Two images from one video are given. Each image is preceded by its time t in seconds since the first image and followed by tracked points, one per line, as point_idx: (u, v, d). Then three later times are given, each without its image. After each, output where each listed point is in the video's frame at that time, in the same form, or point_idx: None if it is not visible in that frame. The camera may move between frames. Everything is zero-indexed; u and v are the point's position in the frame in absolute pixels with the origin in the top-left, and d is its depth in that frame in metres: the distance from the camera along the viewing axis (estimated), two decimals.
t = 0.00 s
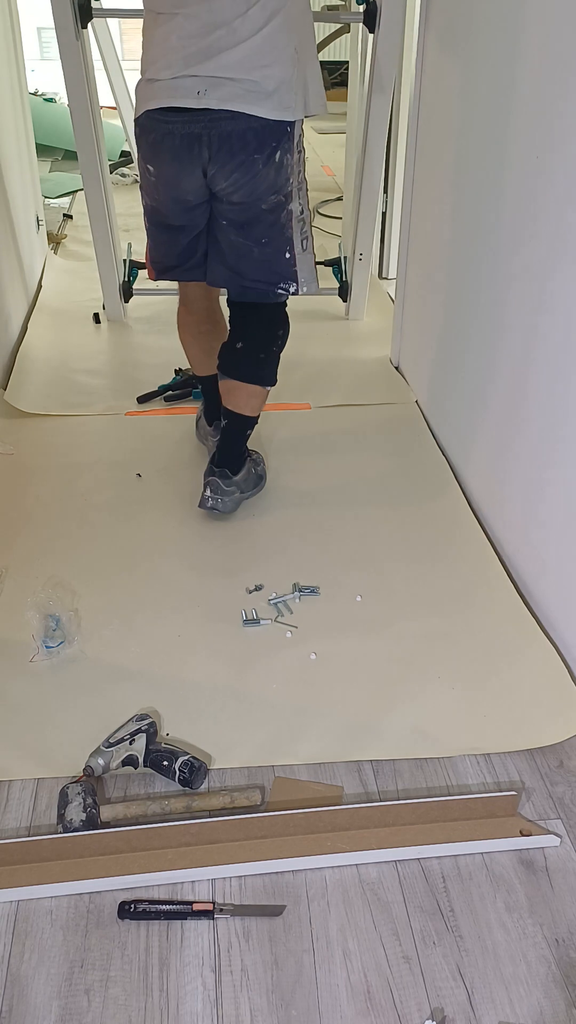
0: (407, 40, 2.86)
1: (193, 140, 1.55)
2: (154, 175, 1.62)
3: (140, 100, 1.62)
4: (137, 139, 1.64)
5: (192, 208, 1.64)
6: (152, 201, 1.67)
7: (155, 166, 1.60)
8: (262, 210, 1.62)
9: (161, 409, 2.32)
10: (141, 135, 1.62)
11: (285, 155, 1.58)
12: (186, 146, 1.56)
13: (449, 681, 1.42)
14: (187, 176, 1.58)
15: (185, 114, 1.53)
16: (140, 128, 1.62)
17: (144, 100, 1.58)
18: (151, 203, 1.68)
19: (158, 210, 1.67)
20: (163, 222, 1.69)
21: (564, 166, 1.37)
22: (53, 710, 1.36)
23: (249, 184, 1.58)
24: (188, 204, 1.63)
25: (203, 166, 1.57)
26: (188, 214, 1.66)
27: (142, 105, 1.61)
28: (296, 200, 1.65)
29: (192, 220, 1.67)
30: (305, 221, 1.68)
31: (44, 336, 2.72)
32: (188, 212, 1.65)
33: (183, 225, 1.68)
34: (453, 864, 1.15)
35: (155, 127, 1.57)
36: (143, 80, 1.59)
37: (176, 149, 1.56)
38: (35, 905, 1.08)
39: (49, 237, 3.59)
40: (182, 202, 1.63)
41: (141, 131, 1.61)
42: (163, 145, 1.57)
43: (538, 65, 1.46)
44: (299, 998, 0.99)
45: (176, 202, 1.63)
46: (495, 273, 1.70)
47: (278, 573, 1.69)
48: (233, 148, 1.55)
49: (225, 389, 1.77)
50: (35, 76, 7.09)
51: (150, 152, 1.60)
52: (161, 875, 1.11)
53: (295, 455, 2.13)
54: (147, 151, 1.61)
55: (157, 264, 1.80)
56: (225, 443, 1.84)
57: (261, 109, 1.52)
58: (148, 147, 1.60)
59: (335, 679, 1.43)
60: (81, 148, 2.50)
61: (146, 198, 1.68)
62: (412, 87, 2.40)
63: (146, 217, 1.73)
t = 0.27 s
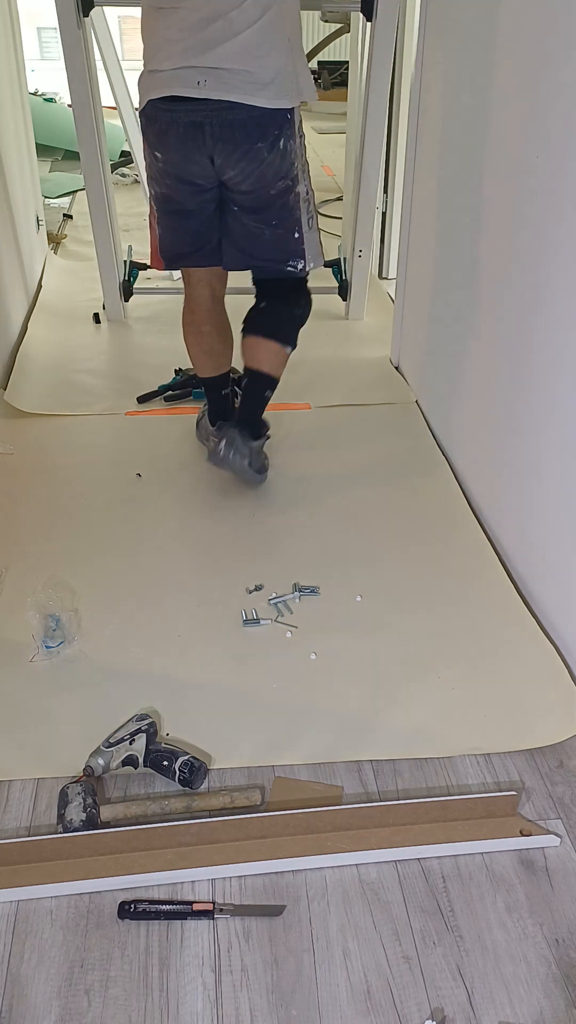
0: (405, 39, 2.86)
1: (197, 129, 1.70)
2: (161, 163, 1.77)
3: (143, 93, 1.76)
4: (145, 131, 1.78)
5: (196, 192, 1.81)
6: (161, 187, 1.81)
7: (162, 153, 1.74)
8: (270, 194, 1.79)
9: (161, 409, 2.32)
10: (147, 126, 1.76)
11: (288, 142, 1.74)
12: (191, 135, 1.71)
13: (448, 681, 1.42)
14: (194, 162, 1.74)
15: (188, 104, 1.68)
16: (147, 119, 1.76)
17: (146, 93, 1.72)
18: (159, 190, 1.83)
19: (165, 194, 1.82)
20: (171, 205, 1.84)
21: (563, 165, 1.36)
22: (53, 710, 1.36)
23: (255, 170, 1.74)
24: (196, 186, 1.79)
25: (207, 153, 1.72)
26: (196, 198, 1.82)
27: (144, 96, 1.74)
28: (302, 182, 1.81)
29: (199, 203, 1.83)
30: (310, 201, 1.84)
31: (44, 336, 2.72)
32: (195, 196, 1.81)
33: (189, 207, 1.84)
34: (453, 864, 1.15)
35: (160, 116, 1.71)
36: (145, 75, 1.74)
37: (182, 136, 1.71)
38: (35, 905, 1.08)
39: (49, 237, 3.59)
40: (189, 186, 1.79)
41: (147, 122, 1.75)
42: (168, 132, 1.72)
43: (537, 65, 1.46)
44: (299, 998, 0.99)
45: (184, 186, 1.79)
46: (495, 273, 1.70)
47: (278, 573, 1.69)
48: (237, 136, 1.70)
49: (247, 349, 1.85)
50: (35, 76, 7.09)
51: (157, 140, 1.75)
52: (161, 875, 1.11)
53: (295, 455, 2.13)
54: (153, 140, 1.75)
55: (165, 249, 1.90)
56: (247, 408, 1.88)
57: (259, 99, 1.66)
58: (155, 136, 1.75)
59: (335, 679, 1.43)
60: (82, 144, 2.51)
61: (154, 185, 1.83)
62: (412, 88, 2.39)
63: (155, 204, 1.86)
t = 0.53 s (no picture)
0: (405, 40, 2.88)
1: (210, 120, 1.75)
2: (175, 155, 1.80)
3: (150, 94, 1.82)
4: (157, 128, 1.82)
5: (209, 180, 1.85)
6: (173, 180, 1.84)
7: (177, 144, 1.78)
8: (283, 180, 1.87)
9: (160, 409, 2.32)
10: (159, 120, 1.80)
11: (297, 128, 1.82)
12: (205, 126, 1.76)
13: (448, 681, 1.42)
14: (207, 151, 1.79)
15: (200, 96, 1.73)
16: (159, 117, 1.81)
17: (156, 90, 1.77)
18: (171, 183, 1.85)
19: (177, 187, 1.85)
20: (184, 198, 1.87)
21: (564, 165, 1.36)
22: (52, 710, 1.36)
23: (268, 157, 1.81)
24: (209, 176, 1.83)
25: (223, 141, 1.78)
26: (210, 188, 1.86)
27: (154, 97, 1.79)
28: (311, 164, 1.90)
29: (213, 192, 1.87)
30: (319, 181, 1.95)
31: (43, 336, 2.72)
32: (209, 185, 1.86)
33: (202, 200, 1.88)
34: (453, 864, 1.15)
35: (172, 108, 1.76)
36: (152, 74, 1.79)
37: (195, 128, 1.76)
38: (35, 905, 1.08)
39: (49, 237, 3.59)
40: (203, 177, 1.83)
41: (158, 116, 1.80)
42: (182, 124, 1.77)
43: (537, 63, 1.45)
44: (299, 998, 0.99)
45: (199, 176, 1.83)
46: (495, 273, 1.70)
47: (278, 573, 1.69)
48: (249, 125, 1.76)
49: (299, 325, 2.09)
50: (35, 76, 7.08)
51: (170, 134, 1.79)
52: (161, 875, 1.11)
53: (294, 455, 2.13)
54: (166, 133, 1.79)
55: (176, 242, 1.93)
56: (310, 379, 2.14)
57: (268, 87, 1.73)
58: (167, 129, 1.79)
59: (335, 679, 1.43)
60: (84, 140, 2.52)
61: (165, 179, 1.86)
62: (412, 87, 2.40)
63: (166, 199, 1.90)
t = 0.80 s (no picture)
0: (406, 39, 2.87)
1: (251, 118, 1.78)
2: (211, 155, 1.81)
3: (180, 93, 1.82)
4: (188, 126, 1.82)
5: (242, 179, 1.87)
6: (205, 179, 1.85)
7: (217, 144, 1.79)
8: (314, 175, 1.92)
9: (160, 409, 2.32)
10: (193, 120, 1.80)
11: (326, 126, 1.87)
12: (245, 124, 1.79)
13: (449, 681, 1.42)
14: (246, 150, 1.81)
15: (240, 95, 1.75)
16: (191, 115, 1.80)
17: (189, 89, 1.78)
18: (202, 182, 1.85)
19: (208, 186, 1.86)
20: (213, 197, 1.88)
21: (563, 165, 1.37)
22: (53, 711, 1.36)
23: (303, 154, 1.86)
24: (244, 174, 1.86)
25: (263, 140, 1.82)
26: (242, 187, 1.88)
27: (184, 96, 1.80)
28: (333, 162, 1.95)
29: (244, 189, 1.89)
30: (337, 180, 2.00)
31: (44, 336, 2.72)
32: (242, 184, 1.88)
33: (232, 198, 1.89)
34: (453, 864, 1.15)
35: (214, 108, 1.77)
36: (183, 73, 1.79)
37: (235, 127, 1.78)
38: (35, 905, 1.08)
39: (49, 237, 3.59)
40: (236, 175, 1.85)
41: (194, 116, 1.79)
42: (220, 123, 1.78)
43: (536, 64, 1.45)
44: (299, 998, 0.99)
45: (233, 175, 1.85)
46: (495, 273, 1.70)
47: (278, 573, 1.69)
48: (287, 122, 1.80)
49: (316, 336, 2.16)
50: (35, 75, 7.08)
51: (206, 132, 1.80)
52: (161, 875, 1.11)
53: (294, 455, 2.13)
54: (203, 131, 1.80)
55: (200, 242, 1.92)
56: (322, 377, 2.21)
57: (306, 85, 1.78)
58: (203, 128, 1.80)
59: (335, 679, 1.43)
60: (85, 140, 2.52)
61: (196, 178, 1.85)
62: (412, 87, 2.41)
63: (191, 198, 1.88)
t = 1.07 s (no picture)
0: (406, 39, 2.87)
1: (265, 114, 1.80)
2: (222, 153, 1.82)
3: (191, 91, 1.82)
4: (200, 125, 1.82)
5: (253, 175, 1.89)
6: (218, 178, 1.86)
7: (229, 142, 1.81)
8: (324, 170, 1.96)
9: (160, 409, 2.32)
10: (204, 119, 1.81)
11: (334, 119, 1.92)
12: (259, 120, 1.80)
13: (448, 681, 1.42)
14: (260, 146, 1.83)
15: (254, 91, 1.77)
16: (204, 112, 1.81)
17: (201, 88, 1.79)
18: (214, 182, 1.87)
19: (220, 184, 1.87)
20: (225, 195, 1.89)
21: (564, 166, 1.36)
22: (52, 711, 1.36)
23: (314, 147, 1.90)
24: (256, 170, 1.88)
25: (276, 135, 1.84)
26: (254, 183, 1.90)
27: (196, 95, 1.81)
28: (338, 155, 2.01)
29: (255, 186, 1.91)
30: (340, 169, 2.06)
31: (44, 336, 2.71)
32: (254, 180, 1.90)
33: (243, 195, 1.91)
34: (453, 864, 1.15)
35: (227, 105, 1.78)
36: (196, 72, 1.80)
37: (249, 123, 1.80)
38: (34, 905, 1.08)
39: (49, 237, 3.59)
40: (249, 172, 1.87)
41: (205, 114, 1.81)
42: (234, 120, 1.79)
43: (536, 64, 1.45)
44: (299, 998, 0.99)
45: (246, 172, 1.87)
46: (495, 273, 1.70)
47: (278, 573, 1.69)
48: (299, 117, 1.84)
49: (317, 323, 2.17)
50: (35, 75, 7.08)
51: (220, 130, 1.80)
52: (161, 875, 1.11)
53: (294, 455, 2.13)
54: (215, 129, 1.80)
55: (211, 241, 1.94)
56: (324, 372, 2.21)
57: (316, 80, 1.82)
58: (216, 126, 1.80)
59: (335, 679, 1.43)
60: (87, 140, 2.52)
61: (207, 179, 1.87)
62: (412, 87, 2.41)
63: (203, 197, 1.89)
